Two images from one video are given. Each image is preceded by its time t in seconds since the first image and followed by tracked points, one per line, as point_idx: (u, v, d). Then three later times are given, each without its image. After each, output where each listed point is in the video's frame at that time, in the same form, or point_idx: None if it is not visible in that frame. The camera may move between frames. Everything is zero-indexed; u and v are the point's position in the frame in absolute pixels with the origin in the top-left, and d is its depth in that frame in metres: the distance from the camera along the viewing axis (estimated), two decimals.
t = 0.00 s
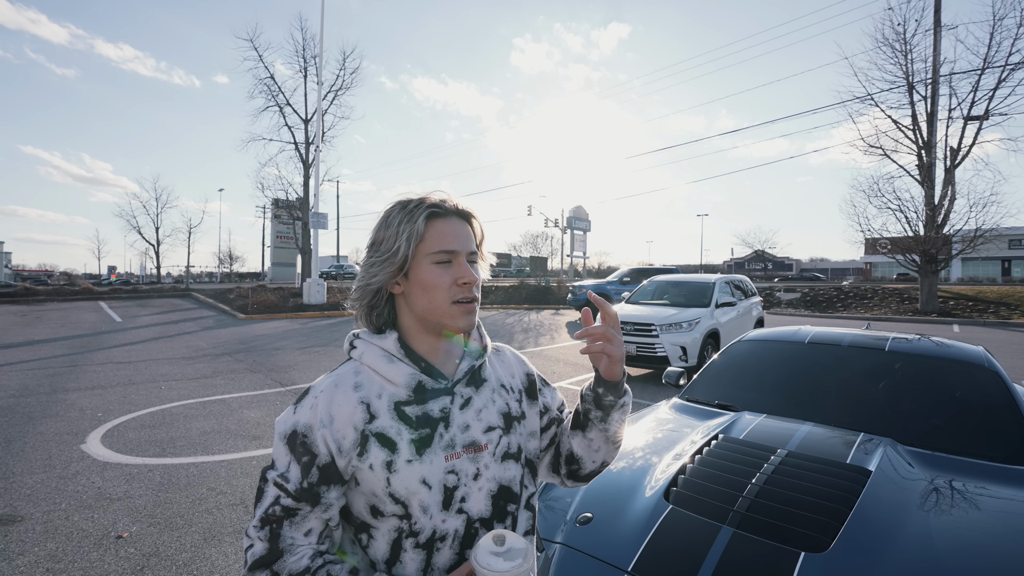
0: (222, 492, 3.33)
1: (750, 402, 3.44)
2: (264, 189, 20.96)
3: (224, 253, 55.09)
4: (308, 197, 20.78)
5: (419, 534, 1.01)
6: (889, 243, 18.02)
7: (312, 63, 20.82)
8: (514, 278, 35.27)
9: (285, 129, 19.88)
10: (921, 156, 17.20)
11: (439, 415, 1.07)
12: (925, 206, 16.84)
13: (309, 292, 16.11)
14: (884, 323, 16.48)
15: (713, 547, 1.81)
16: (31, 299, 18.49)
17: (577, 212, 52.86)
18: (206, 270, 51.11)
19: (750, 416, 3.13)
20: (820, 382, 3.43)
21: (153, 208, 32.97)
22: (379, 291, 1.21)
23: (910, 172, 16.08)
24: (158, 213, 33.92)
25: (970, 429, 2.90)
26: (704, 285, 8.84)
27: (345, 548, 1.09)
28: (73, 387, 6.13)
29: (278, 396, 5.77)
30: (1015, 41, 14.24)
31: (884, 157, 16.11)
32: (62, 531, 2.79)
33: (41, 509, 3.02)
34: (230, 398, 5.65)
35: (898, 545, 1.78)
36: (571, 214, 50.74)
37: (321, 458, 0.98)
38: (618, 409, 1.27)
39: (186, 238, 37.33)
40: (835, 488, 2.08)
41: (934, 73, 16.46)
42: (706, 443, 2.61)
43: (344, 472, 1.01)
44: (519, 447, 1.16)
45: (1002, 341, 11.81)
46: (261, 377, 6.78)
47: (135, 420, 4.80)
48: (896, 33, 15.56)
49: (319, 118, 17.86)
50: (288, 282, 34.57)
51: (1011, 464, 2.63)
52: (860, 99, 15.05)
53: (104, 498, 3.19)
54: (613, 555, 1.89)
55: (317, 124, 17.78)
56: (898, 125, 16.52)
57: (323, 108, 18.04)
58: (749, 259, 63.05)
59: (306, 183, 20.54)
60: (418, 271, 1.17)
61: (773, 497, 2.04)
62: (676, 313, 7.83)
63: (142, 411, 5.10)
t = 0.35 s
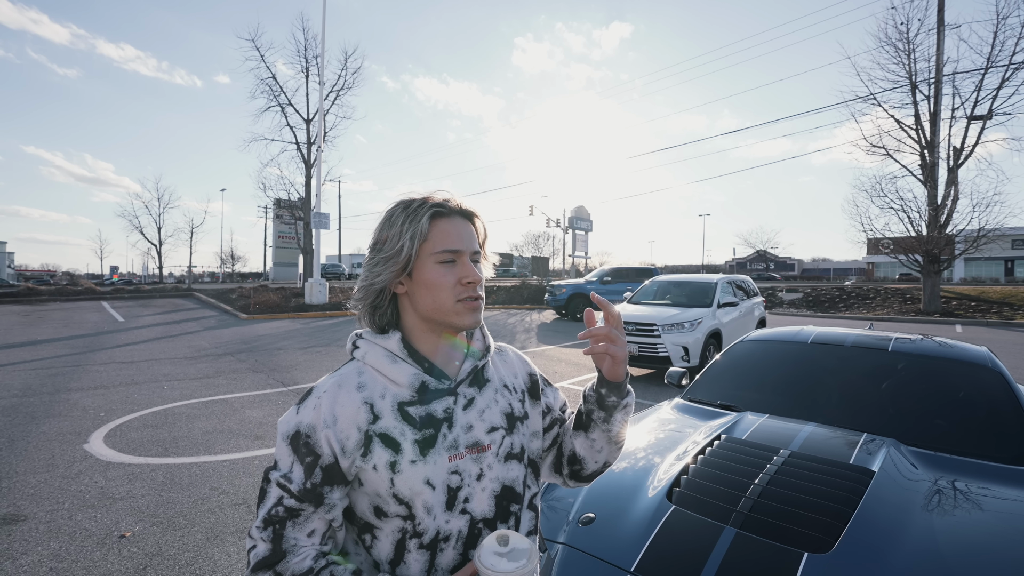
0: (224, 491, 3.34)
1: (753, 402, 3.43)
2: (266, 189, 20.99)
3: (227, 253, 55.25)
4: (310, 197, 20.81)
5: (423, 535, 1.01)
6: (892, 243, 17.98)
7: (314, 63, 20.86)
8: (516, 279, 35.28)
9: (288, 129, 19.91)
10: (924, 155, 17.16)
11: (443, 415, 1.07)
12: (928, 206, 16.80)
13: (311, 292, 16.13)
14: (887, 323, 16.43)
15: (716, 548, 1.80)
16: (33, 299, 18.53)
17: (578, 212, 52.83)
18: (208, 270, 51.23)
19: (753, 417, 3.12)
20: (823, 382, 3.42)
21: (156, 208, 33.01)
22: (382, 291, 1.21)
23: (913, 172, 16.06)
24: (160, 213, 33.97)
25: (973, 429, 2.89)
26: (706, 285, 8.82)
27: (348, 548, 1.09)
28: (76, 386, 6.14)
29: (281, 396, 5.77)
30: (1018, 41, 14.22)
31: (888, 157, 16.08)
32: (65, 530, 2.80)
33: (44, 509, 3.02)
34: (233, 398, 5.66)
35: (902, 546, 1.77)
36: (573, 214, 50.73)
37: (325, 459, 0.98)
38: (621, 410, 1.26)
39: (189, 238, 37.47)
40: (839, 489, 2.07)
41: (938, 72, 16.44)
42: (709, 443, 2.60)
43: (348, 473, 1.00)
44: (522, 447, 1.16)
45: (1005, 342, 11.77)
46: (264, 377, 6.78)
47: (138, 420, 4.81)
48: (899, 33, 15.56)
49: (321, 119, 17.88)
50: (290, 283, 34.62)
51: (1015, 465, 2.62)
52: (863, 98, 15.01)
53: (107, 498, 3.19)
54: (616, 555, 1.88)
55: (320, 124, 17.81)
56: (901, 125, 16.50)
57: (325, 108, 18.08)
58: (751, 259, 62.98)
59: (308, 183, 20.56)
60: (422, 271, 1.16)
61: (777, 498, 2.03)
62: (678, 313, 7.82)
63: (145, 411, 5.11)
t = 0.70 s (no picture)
0: (225, 491, 3.32)
1: (754, 402, 3.42)
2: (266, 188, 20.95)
3: (227, 253, 55.23)
4: (310, 196, 20.79)
5: (428, 536, 0.99)
6: (892, 243, 17.99)
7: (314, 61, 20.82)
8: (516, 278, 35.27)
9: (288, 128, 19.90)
10: (924, 155, 17.17)
11: (447, 415, 1.05)
12: (928, 205, 16.81)
13: (311, 291, 16.11)
14: (887, 323, 16.42)
15: (720, 548, 1.79)
16: (33, 298, 18.50)
17: (578, 211, 52.84)
18: (208, 269, 51.23)
19: (755, 416, 3.11)
20: (824, 381, 3.41)
21: (155, 207, 32.96)
22: (387, 290, 1.19)
23: (913, 171, 16.05)
24: (159, 211, 33.88)
25: (977, 429, 2.87)
26: (707, 284, 8.81)
27: (352, 550, 1.08)
28: (75, 385, 6.13)
29: (281, 395, 5.76)
30: (1019, 40, 14.25)
31: (888, 156, 16.08)
32: (64, 530, 2.78)
33: (44, 509, 3.01)
34: (233, 397, 5.65)
35: (905, 545, 1.76)
36: (573, 213, 50.74)
37: (328, 461, 0.97)
38: (626, 408, 1.25)
39: (189, 237, 37.45)
40: (842, 488, 2.06)
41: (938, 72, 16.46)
42: (711, 442, 2.58)
43: (351, 474, 0.99)
44: (526, 447, 1.15)
45: (1005, 341, 11.78)
46: (264, 376, 6.77)
47: (138, 419, 4.79)
48: (900, 32, 15.57)
49: (321, 118, 17.83)
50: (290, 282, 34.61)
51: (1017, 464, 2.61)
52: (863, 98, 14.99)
53: (107, 498, 3.18)
54: (619, 555, 1.87)
55: (319, 122, 17.80)
56: (902, 124, 16.52)
57: (325, 106, 18.08)
58: (751, 259, 63.03)
59: (307, 182, 20.52)
60: (428, 269, 1.15)
61: (780, 497, 2.02)
62: (678, 312, 7.81)
63: (145, 410, 5.10)
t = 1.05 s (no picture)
0: (218, 491, 3.27)
1: (752, 399, 3.41)
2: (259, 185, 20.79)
3: (219, 250, 54.82)
4: (303, 193, 20.65)
5: (431, 541, 0.96)
6: (884, 240, 18.10)
7: (307, 57, 20.68)
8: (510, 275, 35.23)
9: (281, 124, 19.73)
10: (916, 152, 17.27)
11: (451, 416, 1.02)
12: (919, 203, 16.92)
13: (305, 288, 16.02)
14: (878, 319, 16.55)
15: (723, 548, 1.77)
16: (22, 295, 18.27)
17: (573, 208, 52.85)
18: (200, 267, 50.86)
19: (754, 413, 3.09)
20: (821, 378, 3.40)
21: (148, 203, 32.67)
22: (387, 287, 1.16)
23: (905, 168, 16.16)
24: (151, 208, 33.59)
25: (975, 424, 2.87)
26: (702, 281, 8.82)
27: (352, 555, 1.04)
28: (65, 384, 6.05)
29: (275, 393, 5.71)
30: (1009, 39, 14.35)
31: (880, 154, 16.18)
32: (54, 532, 2.73)
33: (32, 510, 2.95)
34: (226, 395, 5.60)
35: (909, 543, 1.74)
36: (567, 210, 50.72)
37: (328, 462, 0.94)
38: (642, 418, 1.21)
39: (180, 234, 37.12)
40: (844, 486, 2.04)
41: (930, 70, 16.55)
42: (711, 440, 2.56)
43: (352, 477, 0.96)
44: (532, 448, 1.12)
45: (995, 337, 11.89)
46: (257, 374, 6.70)
47: (129, 418, 4.72)
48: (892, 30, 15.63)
49: (315, 114, 17.68)
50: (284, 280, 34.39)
51: (1016, 460, 2.61)
52: (855, 96, 15.07)
53: (98, 499, 3.12)
54: (621, 555, 1.84)
55: (313, 119, 17.67)
56: (894, 122, 16.61)
57: (318, 102, 17.95)
58: (744, 256, 63.31)
59: (301, 179, 20.39)
60: (429, 265, 1.12)
61: (782, 495, 2.00)
62: (674, 308, 7.80)
63: (137, 409, 5.03)
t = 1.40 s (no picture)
0: (208, 496, 3.21)
1: (749, 400, 3.39)
2: (250, 184, 20.62)
3: (209, 250, 54.35)
4: (294, 193, 20.51)
5: (432, 555, 0.92)
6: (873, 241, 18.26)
7: (298, 56, 20.55)
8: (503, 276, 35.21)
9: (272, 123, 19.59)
10: (904, 155, 17.43)
11: (451, 424, 0.98)
12: (908, 204, 17.08)
13: (296, 289, 15.88)
14: (868, 319, 16.65)
15: (726, 552, 1.74)
16: (7, 296, 17.99)
17: (566, 209, 52.93)
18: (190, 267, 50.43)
19: (752, 415, 3.07)
20: (818, 379, 3.39)
21: (137, 202, 32.21)
22: (381, 291, 1.12)
23: (894, 170, 16.31)
24: (141, 207, 33.03)
25: (972, 424, 2.87)
26: (695, 281, 8.82)
27: (351, 566, 1.00)
28: (50, 387, 5.93)
29: (266, 395, 5.63)
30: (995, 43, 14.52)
31: (869, 155, 16.31)
32: (37, 540, 2.66)
33: (15, 517, 2.87)
34: (217, 397, 5.52)
35: (912, 545, 1.72)
36: (560, 211, 50.78)
37: (323, 471, 0.90)
38: None
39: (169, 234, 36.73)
40: (845, 488, 2.02)
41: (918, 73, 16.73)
42: (710, 443, 2.53)
43: (348, 486, 0.92)
44: (538, 456, 1.08)
45: (983, 337, 12.02)
46: (248, 376, 6.62)
47: (116, 422, 4.64)
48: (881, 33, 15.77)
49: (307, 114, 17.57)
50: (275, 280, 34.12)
51: (1013, 461, 2.60)
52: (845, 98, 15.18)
53: (83, 505, 3.05)
54: (623, 563, 1.81)
55: (304, 118, 17.55)
56: (882, 124, 16.77)
57: (309, 101, 17.83)
58: (735, 257, 63.69)
59: (292, 179, 20.24)
60: (422, 267, 1.08)
61: (783, 499, 1.98)
62: (667, 309, 7.79)
63: (125, 412, 4.94)
